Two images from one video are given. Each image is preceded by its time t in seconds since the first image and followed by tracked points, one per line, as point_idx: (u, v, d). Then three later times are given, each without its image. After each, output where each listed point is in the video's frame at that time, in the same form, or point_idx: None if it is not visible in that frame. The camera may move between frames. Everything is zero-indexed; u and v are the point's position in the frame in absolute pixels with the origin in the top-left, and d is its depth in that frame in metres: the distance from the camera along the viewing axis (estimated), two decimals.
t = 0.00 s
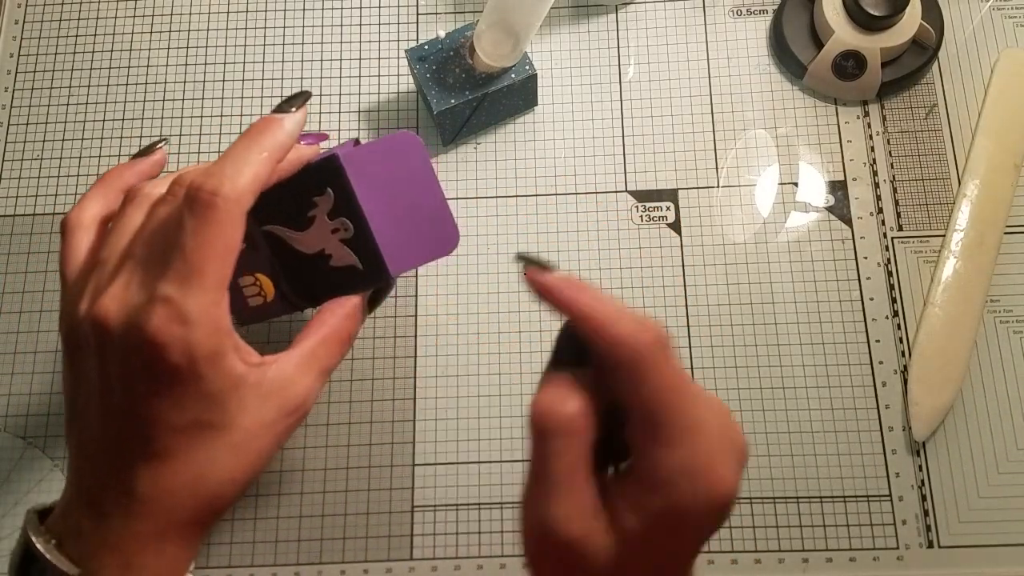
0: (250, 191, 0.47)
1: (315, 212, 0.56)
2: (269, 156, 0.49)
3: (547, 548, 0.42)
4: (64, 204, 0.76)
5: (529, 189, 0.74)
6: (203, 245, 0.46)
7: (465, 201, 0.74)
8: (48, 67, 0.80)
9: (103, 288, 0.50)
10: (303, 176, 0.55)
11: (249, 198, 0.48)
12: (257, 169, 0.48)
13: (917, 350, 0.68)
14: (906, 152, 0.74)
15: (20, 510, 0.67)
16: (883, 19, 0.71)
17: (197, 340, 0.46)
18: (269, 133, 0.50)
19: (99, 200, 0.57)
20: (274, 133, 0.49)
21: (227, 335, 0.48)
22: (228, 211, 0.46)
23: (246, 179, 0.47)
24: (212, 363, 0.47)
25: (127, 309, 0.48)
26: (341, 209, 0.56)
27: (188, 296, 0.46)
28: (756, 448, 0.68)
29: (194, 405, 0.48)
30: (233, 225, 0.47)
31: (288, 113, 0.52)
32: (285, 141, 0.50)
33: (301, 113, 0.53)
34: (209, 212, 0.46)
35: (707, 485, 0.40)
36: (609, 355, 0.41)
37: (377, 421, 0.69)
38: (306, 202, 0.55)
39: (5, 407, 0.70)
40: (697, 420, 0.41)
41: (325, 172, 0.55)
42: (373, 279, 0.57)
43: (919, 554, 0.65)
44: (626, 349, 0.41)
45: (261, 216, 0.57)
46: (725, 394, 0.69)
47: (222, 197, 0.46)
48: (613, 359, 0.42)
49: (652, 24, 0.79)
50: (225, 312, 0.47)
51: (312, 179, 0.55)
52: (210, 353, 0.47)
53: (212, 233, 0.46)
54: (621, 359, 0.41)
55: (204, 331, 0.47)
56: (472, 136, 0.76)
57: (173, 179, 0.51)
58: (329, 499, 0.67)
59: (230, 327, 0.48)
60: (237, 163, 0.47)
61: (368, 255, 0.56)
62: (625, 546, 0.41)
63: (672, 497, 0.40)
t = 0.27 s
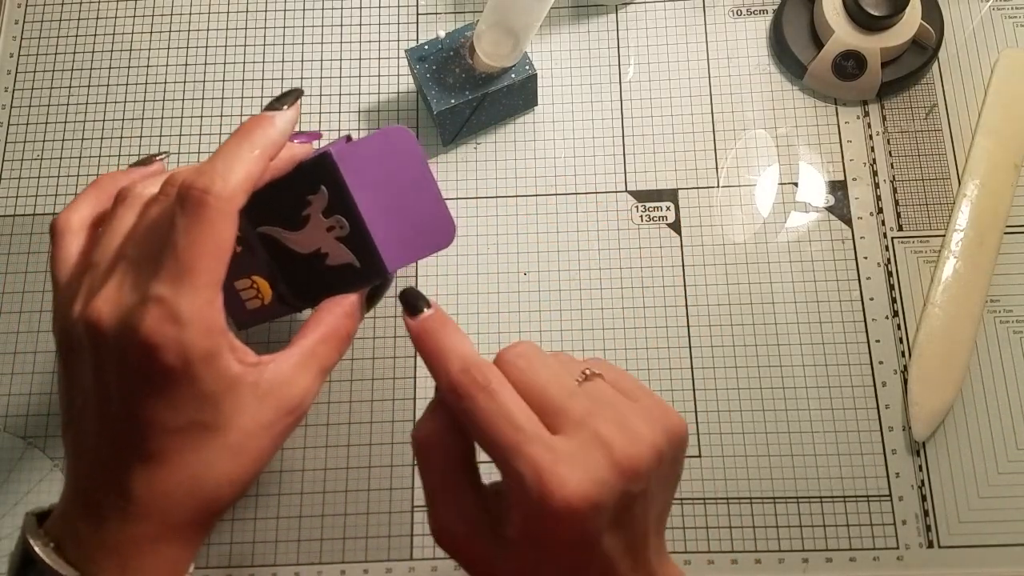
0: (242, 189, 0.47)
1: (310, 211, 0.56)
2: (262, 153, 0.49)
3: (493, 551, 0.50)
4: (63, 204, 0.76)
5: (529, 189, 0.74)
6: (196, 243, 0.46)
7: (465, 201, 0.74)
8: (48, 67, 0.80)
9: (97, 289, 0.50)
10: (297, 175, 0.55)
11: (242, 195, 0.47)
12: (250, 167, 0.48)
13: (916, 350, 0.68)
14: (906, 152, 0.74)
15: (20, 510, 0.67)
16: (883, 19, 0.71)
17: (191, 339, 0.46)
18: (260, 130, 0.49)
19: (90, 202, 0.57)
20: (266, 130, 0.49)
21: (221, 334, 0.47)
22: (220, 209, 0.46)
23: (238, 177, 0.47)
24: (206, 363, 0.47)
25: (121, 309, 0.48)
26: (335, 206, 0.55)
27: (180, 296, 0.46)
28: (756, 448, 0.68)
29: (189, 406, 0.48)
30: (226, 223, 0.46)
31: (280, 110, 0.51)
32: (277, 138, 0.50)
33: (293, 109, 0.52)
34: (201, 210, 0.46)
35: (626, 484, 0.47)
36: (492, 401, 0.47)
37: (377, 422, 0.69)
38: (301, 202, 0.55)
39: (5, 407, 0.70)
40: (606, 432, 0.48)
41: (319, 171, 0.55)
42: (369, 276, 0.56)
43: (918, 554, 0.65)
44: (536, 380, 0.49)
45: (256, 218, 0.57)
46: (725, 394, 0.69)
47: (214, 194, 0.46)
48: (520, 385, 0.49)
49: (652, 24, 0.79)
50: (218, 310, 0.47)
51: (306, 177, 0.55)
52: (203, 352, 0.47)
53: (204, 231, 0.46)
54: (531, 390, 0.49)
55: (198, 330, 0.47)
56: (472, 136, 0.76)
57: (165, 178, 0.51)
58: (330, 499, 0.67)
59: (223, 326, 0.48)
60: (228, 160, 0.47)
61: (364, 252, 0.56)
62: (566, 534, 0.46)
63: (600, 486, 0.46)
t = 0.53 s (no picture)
0: (240, 181, 0.47)
1: (315, 209, 0.54)
2: (263, 148, 0.49)
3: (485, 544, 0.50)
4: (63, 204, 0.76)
5: (530, 189, 0.74)
6: (192, 233, 0.46)
7: (465, 201, 0.74)
8: (48, 67, 0.80)
9: (95, 281, 0.50)
10: (301, 174, 0.54)
11: (241, 188, 0.48)
12: (250, 160, 0.48)
13: (916, 350, 0.68)
14: (906, 152, 0.74)
15: (20, 510, 0.67)
16: (883, 19, 0.71)
17: (186, 328, 0.47)
18: (262, 125, 0.49)
19: (91, 201, 0.57)
20: (267, 125, 0.49)
21: (220, 326, 0.48)
22: (218, 200, 0.46)
23: (237, 169, 0.47)
24: (205, 356, 0.47)
25: (118, 301, 0.48)
26: (341, 204, 0.54)
27: (177, 286, 0.46)
28: (756, 448, 0.68)
29: (189, 400, 0.48)
30: (223, 215, 0.47)
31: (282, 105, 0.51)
32: (279, 133, 0.50)
33: (296, 106, 0.52)
34: (198, 201, 0.46)
35: (613, 483, 0.46)
36: (478, 397, 0.48)
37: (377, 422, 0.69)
38: (305, 201, 0.54)
39: (5, 407, 0.70)
40: (594, 431, 0.47)
41: (323, 167, 0.54)
42: (376, 274, 0.55)
43: (918, 554, 0.65)
44: (526, 376, 0.49)
45: (263, 221, 0.56)
46: (725, 394, 0.69)
47: (212, 185, 0.46)
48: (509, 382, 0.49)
49: (652, 24, 0.79)
50: (215, 302, 0.47)
51: (310, 175, 0.54)
52: (202, 344, 0.47)
53: (201, 221, 0.46)
54: (522, 386, 0.49)
55: (195, 321, 0.47)
56: (472, 136, 0.76)
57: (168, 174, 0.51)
58: (330, 499, 0.67)
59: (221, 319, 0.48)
60: (227, 153, 0.47)
61: (372, 249, 0.54)
62: (551, 532, 0.46)
63: (587, 483, 0.46)
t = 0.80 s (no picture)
0: (243, 182, 0.47)
1: (321, 209, 0.54)
2: (268, 149, 0.49)
3: (492, 547, 0.50)
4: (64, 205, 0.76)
5: (530, 189, 0.74)
6: (194, 233, 0.46)
7: (465, 201, 0.74)
8: (48, 67, 0.80)
9: (96, 279, 0.50)
10: (307, 173, 0.54)
11: (244, 189, 0.48)
12: (253, 160, 0.48)
13: (916, 350, 0.68)
14: (906, 152, 0.74)
15: (20, 509, 0.67)
16: (883, 19, 0.71)
17: (186, 329, 0.47)
18: (266, 125, 0.49)
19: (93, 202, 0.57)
20: (272, 125, 0.49)
21: (220, 327, 0.47)
22: (220, 200, 0.46)
23: (240, 169, 0.47)
24: (206, 357, 0.47)
25: (119, 300, 0.48)
26: (347, 204, 0.54)
27: (179, 287, 0.46)
28: (756, 448, 0.68)
29: (189, 401, 0.48)
30: (225, 215, 0.47)
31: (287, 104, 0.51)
32: (283, 133, 0.50)
33: (300, 105, 0.52)
34: (200, 201, 0.46)
35: (622, 490, 0.46)
36: (487, 404, 0.47)
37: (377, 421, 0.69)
38: (310, 201, 0.54)
39: (5, 407, 0.70)
40: (604, 436, 0.47)
41: (330, 167, 0.53)
42: (382, 276, 0.55)
43: (919, 554, 0.65)
44: (534, 380, 0.49)
45: (266, 220, 0.56)
46: (725, 394, 0.69)
47: (214, 185, 0.46)
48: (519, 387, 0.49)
49: (652, 24, 0.79)
50: (215, 302, 0.47)
51: (317, 175, 0.53)
52: (202, 345, 0.47)
53: (202, 221, 0.46)
54: (531, 392, 0.49)
55: (196, 321, 0.47)
56: (472, 136, 0.76)
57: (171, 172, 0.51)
58: (329, 499, 0.67)
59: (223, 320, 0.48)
60: (231, 153, 0.48)
61: (378, 251, 0.54)
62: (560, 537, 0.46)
63: (596, 490, 0.46)
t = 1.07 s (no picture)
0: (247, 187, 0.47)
1: (326, 214, 0.53)
2: (270, 152, 0.49)
3: (499, 545, 0.50)
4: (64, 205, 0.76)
5: (530, 189, 0.74)
6: (198, 240, 0.46)
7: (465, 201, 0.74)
8: (48, 67, 0.80)
9: (99, 287, 0.50)
10: (313, 177, 0.53)
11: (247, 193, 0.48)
12: (255, 164, 0.48)
13: (916, 351, 0.68)
14: (906, 152, 0.74)
15: (20, 510, 0.67)
16: (882, 19, 0.72)
17: (191, 339, 0.47)
18: (268, 127, 0.49)
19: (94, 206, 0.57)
20: (274, 128, 0.49)
21: (223, 334, 0.47)
22: (223, 206, 0.46)
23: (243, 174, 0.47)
24: (209, 364, 0.47)
25: (123, 308, 0.48)
26: (352, 209, 0.53)
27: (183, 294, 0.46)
28: (756, 448, 0.68)
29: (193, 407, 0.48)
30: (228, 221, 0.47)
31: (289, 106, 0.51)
32: (285, 134, 0.50)
33: (303, 104, 0.52)
34: (203, 207, 0.46)
35: (632, 488, 0.47)
36: (497, 400, 0.47)
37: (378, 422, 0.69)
38: (316, 204, 0.53)
39: (5, 407, 0.70)
40: (613, 432, 0.48)
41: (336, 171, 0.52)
42: (386, 281, 0.55)
43: (918, 554, 0.65)
44: (542, 375, 0.49)
45: (269, 222, 0.55)
46: (725, 394, 0.69)
47: (217, 190, 0.46)
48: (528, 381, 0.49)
49: (652, 24, 0.79)
50: (219, 309, 0.47)
51: (323, 177, 0.52)
52: (206, 352, 0.47)
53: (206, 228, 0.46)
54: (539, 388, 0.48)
55: (199, 328, 0.47)
56: (472, 136, 0.76)
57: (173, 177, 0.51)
58: (330, 499, 0.67)
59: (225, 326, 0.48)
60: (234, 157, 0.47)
61: (383, 256, 0.54)
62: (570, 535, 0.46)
63: (606, 486, 0.46)
